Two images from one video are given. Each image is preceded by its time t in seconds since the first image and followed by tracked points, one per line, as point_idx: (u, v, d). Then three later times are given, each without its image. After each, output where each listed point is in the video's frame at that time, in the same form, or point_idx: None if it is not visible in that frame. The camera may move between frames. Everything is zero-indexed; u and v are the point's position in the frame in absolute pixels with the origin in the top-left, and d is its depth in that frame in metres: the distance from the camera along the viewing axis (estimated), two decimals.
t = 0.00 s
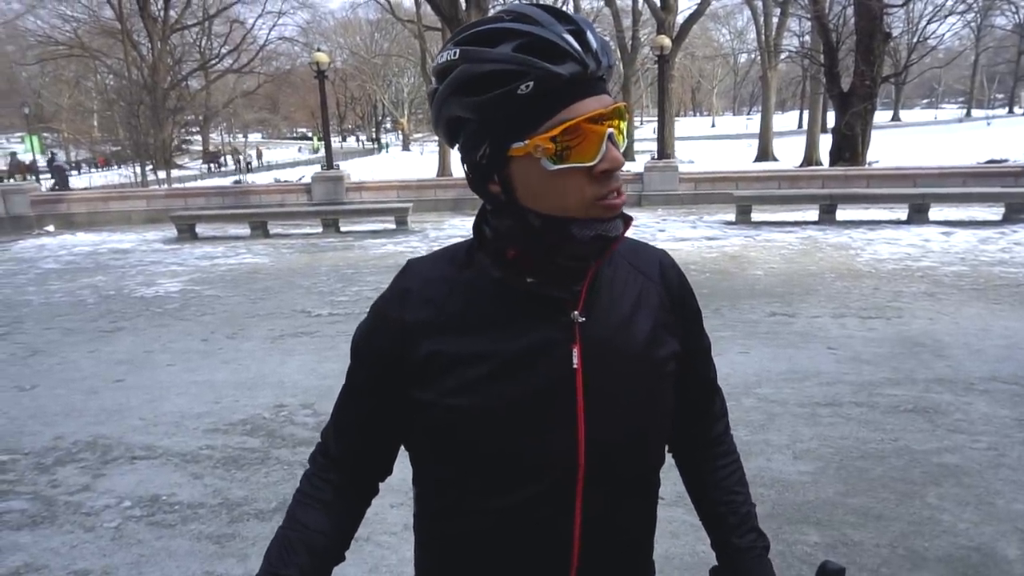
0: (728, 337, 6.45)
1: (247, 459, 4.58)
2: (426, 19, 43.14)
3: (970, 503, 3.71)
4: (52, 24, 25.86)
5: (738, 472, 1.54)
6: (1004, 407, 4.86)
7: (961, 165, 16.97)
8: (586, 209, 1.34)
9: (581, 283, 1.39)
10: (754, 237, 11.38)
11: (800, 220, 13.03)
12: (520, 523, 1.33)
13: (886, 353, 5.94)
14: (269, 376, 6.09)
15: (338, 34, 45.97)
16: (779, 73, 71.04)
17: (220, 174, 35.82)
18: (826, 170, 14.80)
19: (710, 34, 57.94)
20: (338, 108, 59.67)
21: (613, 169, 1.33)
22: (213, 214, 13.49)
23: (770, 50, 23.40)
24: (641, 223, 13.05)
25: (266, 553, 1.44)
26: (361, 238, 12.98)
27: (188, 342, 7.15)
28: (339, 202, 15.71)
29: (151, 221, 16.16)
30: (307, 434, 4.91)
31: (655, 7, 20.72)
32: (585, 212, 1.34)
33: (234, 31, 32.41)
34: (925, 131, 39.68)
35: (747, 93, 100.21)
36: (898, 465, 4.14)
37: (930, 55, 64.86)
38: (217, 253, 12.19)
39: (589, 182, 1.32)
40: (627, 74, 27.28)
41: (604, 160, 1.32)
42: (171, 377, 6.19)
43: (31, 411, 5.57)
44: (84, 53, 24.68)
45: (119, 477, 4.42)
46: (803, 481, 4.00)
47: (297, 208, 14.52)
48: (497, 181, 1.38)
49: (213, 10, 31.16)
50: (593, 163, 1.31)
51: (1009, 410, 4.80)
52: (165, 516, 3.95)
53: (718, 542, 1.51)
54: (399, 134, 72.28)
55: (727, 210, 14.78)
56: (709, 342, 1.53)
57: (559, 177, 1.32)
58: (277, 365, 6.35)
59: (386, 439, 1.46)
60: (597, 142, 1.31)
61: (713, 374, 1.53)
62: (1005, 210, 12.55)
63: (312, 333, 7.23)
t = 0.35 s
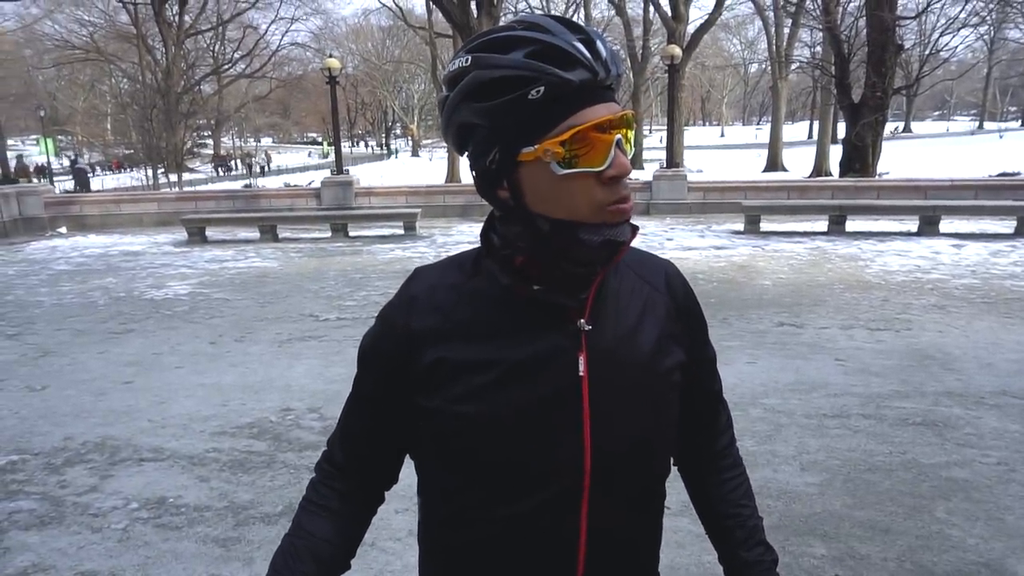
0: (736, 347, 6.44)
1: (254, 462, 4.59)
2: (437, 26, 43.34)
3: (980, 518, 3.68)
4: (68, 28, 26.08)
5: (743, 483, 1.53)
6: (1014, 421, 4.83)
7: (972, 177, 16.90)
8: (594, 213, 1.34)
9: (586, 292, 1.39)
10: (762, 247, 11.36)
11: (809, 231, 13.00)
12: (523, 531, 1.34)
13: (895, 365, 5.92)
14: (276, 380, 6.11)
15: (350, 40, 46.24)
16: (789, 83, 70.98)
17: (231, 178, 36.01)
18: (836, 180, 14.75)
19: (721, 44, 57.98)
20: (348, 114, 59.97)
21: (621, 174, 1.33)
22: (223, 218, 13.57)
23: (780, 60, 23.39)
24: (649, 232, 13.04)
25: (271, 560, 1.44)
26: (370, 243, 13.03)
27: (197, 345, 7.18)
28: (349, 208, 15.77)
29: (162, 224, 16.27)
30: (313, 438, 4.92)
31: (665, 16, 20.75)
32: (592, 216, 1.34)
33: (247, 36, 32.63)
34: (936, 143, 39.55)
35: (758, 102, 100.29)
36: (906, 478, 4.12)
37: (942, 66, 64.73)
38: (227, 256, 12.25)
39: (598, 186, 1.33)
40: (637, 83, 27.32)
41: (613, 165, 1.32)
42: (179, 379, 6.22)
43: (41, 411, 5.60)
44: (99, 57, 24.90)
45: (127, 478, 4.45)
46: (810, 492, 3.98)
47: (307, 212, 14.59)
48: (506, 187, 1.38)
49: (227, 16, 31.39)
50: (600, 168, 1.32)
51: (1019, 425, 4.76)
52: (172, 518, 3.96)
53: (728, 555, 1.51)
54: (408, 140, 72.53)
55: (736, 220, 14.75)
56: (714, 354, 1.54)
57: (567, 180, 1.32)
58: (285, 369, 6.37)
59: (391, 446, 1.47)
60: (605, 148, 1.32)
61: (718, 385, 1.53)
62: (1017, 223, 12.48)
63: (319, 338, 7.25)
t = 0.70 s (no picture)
0: (734, 343, 6.44)
1: (253, 458, 4.59)
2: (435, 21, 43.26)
3: (976, 513, 3.69)
4: (65, 24, 26.02)
5: (738, 478, 1.54)
6: (1011, 416, 4.84)
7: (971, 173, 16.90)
8: (587, 207, 1.34)
9: (582, 286, 1.40)
10: (761, 243, 11.37)
11: (808, 227, 13.00)
12: (521, 525, 1.33)
13: (893, 361, 5.92)
14: (275, 375, 6.11)
15: (348, 35, 46.15)
16: (789, 79, 70.91)
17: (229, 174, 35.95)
18: (835, 176, 14.76)
19: (719, 39, 57.89)
20: (346, 109, 59.83)
21: (614, 167, 1.33)
22: (221, 213, 13.55)
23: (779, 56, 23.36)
24: (648, 228, 13.03)
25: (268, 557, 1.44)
26: (368, 239, 13.02)
27: (196, 341, 7.18)
28: (347, 203, 15.76)
29: (160, 219, 16.24)
30: (312, 433, 4.93)
31: (664, 12, 20.71)
32: (586, 208, 1.34)
33: (245, 32, 32.55)
34: (935, 139, 39.51)
35: (757, 98, 100.22)
36: (904, 473, 4.13)
37: (942, 63, 64.67)
38: (225, 252, 12.24)
39: (592, 180, 1.33)
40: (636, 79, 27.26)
41: (607, 159, 1.32)
42: (178, 375, 6.22)
43: (40, 407, 5.60)
44: (96, 52, 24.82)
45: (126, 473, 4.45)
46: (808, 487, 3.99)
47: (305, 208, 14.56)
48: (502, 179, 1.38)
49: (225, 11, 31.28)
50: (595, 161, 1.32)
51: (1016, 420, 4.78)
52: (171, 513, 3.97)
53: (722, 550, 1.51)
54: (406, 136, 72.42)
55: (734, 216, 14.74)
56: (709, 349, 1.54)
57: (563, 172, 1.32)
58: (283, 364, 6.37)
59: (387, 441, 1.47)
60: (600, 141, 1.32)
61: (712, 381, 1.53)
62: (1015, 219, 12.50)
63: (318, 333, 7.25)
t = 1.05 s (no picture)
0: (737, 342, 6.44)
1: (257, 459, 4.61)
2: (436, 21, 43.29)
3: (981, 510, 3.69)
4: (67, 26, 26.12)
5: (738, 474, 1.54)
6: (1016, 413, 4.83)
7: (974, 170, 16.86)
8: (577, 214, 1.35)
9: (578, 287, 1.41)
10: (763, 242, 11.36)
11: (810, 225, 12.98)
12: (519, 523, 1.34)
13: (897, 359, 5.92)
14: (279, 376, 6.12)
15: (350, 36, 46.18)
16: (791, 77, 70.79)
17: (231, 176, 36.02)
18: (837, 174, 14.74)
19: (720, 37, 57.84)
20: (348, 110, 59.87)
21: (605, 175, 1.34)
22: (223, 215, 13.57)
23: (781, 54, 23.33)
24: (649, 227, 13.02)
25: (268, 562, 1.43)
26: (370, 240, 13.04)
27: (199, 343, 7.19)
28: (349, 204, 15.78)
29: (163, 221, 16.28)
30: (316, 434, 4.94)
31: (665, 11, 20.69)
32: (575, 215, 1.35)
33: (246, 33, 32.59)
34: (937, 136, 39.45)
35: (759, 96, 100.13)
36: (908, 470, 4.13)
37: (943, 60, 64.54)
38: (228, 253, 12.26)
39: (583, 186, 1.34)
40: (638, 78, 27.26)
41: (597, 166, 1.33)
42: (182, 376, 6.24)
43: (44, 409, 5.62)
44: (98, 55, 24.88)
45: (130, 475, 4.46)
46: (812, 485, 3.99)
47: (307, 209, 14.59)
48: (494, 181, 1.39)
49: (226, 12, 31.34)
50: (586, 168, 1.33)
51: (1020, 417, 4.78)
52: (176, 514, 3.98)
53: (723, 546, 1.51)
54: (408, 137, 72.47)
55: (737, 214, 14.73)
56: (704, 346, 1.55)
57: (555, 179, 1.33)
58: (287, 365, 6.39)
59: (386, 445, 1.47)
60: (592, 147, 1.33)
61: (708, 378, 1.54)
62: (1018, 216, 12.48)
63: (321, 334, 7.26)
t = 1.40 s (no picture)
0: (741, 340, 6.43)
1: (262, 459, 4.61)
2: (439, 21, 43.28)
3: (987, 510, 3.67)
4: (71, 28, 26.21)
5: (732, 471, 1.54)
6: (1022, 412, 4.81)
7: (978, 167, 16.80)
8: (513, 201, 1.38)
9: (572, 283, 1.41)
10: (767, 240, 11.33)
11: (814, 223, 12.94)
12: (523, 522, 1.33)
13: (902, 357, 5.90)
14: (283, 376, 6.13)
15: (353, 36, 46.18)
16: (795, 76, 70.58)
17: (235, 176, 36.11)
18: (842, 172, 14.69)
19: (723, 36, 57.69)
20: (351, 110, 59.92)
21: (539, 163, 1.34)
22: (227, 215, 13.59)
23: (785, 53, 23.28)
24: (653, 226, 13.00)
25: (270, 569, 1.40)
26: (374, 239, 13.04)
27: (204, 343, 7.20)
28: (353, 204, 15.79)
29: (167, 222, 16.31)
30: (320, 434, 4.94)
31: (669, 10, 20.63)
32: (513, 204, 1.38)
33: (250, 34, 32.63)
34: (942, 134, 39.31)
35: (762, 95, 99.96)
36: (913, 469, 4.12)
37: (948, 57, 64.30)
38: (232, 254, 12.28)
39: (518, 175, 1.36)
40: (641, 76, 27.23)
41: (529, 155, 1.34)
42: (187, 377, 6.25)
43: (49, 410, 5.64)
44: (102, 57, 24.93)
45: (135, 475, 4.47)
46: (817, 484, 3.98)
47: (311, 209, 14.60)
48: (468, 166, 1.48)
49: (229, 13, 31.38)
50: (516, 155, 1.35)
51: None
52: (181, 514, 3.98)
53: (721, 545, 1.51)
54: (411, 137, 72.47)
55: (741, 213, 14.70)
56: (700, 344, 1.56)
57: (492, 164, 1.38)
58: (291, 365, 6.39)
59: (387, 449, 1.45)
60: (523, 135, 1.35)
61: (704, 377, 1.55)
62: None
63: (325, 334, 7.26)
